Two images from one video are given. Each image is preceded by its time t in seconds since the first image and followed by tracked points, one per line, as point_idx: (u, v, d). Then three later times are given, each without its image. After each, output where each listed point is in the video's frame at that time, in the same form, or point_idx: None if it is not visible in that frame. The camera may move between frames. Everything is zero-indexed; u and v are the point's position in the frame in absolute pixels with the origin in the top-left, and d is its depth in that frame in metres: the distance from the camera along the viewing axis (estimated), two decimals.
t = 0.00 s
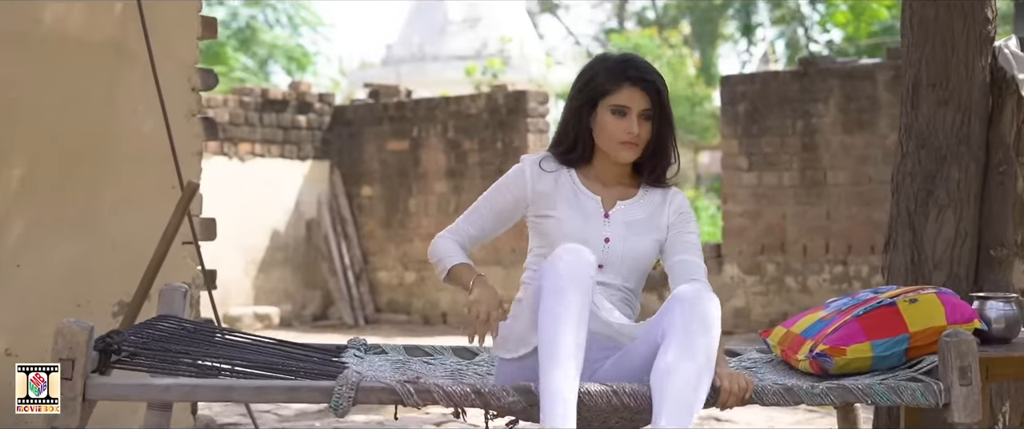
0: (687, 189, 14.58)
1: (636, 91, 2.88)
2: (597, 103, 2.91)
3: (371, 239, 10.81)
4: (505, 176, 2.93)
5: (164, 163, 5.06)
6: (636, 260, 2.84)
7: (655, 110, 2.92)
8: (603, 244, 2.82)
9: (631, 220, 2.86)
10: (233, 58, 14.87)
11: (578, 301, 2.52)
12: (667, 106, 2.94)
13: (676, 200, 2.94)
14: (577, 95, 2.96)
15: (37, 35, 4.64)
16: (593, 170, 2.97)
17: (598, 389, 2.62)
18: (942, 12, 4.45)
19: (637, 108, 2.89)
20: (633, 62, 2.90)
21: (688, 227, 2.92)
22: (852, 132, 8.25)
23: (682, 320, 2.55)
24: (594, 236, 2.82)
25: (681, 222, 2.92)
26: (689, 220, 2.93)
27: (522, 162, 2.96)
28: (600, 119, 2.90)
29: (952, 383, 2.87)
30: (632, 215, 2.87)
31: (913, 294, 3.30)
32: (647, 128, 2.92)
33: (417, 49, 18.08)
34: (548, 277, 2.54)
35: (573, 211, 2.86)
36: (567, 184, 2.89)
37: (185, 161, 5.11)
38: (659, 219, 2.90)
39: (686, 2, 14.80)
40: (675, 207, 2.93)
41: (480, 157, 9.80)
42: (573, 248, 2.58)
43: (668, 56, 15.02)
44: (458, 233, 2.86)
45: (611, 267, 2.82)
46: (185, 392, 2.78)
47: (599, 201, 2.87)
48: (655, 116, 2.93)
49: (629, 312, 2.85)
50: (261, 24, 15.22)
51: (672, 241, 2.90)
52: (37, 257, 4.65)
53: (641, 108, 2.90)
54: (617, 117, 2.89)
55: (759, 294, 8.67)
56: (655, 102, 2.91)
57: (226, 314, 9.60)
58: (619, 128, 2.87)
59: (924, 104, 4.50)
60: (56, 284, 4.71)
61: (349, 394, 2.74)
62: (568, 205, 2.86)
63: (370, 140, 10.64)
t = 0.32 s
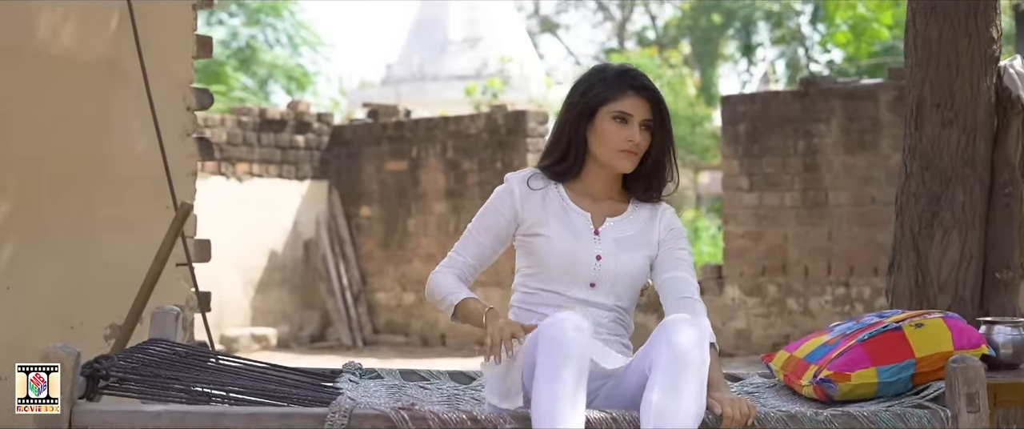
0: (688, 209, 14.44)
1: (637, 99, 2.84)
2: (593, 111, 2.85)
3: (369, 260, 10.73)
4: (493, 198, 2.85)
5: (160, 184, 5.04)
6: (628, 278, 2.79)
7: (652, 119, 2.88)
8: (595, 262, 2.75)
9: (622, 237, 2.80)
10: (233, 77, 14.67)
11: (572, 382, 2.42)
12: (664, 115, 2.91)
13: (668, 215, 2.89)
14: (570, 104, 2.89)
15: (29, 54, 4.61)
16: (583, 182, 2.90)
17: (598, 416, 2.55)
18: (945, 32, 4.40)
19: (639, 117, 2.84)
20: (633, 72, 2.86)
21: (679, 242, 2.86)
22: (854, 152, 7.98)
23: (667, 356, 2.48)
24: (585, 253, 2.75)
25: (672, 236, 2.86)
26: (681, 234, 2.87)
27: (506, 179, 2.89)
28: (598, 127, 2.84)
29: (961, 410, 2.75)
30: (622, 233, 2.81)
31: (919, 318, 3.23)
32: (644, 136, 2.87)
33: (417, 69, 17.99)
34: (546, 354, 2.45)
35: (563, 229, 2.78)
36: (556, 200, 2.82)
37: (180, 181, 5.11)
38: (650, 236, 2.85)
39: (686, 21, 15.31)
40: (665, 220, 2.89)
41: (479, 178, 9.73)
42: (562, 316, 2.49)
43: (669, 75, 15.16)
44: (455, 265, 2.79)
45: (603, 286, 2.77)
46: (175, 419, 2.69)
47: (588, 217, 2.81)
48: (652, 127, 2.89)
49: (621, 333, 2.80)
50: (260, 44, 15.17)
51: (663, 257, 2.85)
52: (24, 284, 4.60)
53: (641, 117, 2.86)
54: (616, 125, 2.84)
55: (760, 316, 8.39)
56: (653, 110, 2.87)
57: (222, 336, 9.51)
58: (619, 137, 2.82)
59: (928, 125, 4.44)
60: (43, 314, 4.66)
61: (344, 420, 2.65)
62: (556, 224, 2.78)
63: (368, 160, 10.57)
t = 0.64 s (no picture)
0: (689, 225, 14.32)
1: (631, 97, 2.81)
2: (586, 112, 2.80)
3: (369, 277, 10.65)
4: (481, 217, 2.77)
5: (149, 202, 5.05)
6: (628, 288, 2.71)
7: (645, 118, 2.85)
8: (590, 274, 2.67)
9: (616, 245, 2.73)
10: (233, 93, 14.73)
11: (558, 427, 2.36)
12: (653, 115, 2.88)
13: (662, 219, 2.83)
14: (561, 107, 2.84)
15: (29, 71, 4.51)
16: (575, 188, 2.83)
17: None
18: (952, 45, 4.31)
19: (633, 114, 2.81)
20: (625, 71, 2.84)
21: (673, 251, 2.79)
22: (857, 169, 7.91)
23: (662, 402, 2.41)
24: (580, 265, 2.67)
25: (667, 244, 2.80)
26: (677, 241, 2.81)
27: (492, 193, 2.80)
28: (592, 126, 2.79)
29: None
30: (615, 242, 2.73)
31: (929, 337, 3.15)
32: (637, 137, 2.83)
33: (417, 85, 17.70)
34: (531, 397, 2.40)
35: (556, 243, 2.70)
36: (546, 211, 2.75)
37: (174, 196, 5.11)
38: (645, 242, 2.77)
39: (686, 38, 15.83)
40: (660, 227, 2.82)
41: (478, 194, 9.64)
42: (546, 358, 2.45)
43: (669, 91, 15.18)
44: (455, 293, 2.70)
45: (600, 298, 2.68)
46: None
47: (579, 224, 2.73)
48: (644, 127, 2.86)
49: (622, 349, 2.72)
50: (260, 60, 15.11)
51: (662, 268, 2.79)
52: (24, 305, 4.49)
53: (636, 116, 2.83)
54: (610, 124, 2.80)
55: (763, 334, 8.27)
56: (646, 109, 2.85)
57: (221, 353, 9.46)
58: (615, 134, 2.77)
59: (935, 140, 4.37)
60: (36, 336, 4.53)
61: None
62: (548, 237, 2.70)
63: (368, 177, 10.51)
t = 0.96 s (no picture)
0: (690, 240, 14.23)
1: (621, 92, 2.73)
2: (574, 112, 2.72)
3: (368, 291, 10.57)
4: (473, 231, 2.68)
5: (142, 213, 4.95)
6: (629, 301, 2.60)
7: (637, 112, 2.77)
8: (587, 290, 2.57)
9: (612, 254, 2.63)
10: (233, 108, 14.63)
11: None
12: (643, 109, 2.79)
13: (664, 217, 2.74)
14: (546, 109, 2.76)
15: (20, 82, 4.44)
16: (568, 192, 2.75)
17: None
18: (960, 56, 4.23)
19: (624, 110, 2.72)
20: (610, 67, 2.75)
21: (678, 254, 2.69)
22: (861, 183, 7.83)
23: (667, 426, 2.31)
24: (575, 282, 2.57)
25: (672, 246, 2.71)
26: (682, 241, 2.71)
27: (482, 204, 2.71)
28: (582, 125, 2.70)
29: None
30: (613, 251, 2.63)
31: (940, 355, 3.06)
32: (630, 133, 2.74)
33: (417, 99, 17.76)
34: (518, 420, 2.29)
35: (549, 258, 2.60)
36: (538, 222, 2.65)
37: (168, 209, 5.02)
38: (645, 248, 2.67)
39: (686, 53, 16.01)
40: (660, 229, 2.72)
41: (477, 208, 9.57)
42: (536, 384, 2.34)
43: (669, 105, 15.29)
44: (450, 314, 2.62)
45: (599, 314, 2.58)
46: None
47: (576, 236, 2.63)
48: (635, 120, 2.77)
49: (628, 364, 2.63)
50: (260, 74, 15.08)
51: (672, 271, 2.70)
52: (12, 317, 4.42)
53: (626, 111, 2.74)
54: (602, 122, 2.71)
55: (766, 349, 8.18)
56: (635, 102, 2.77)
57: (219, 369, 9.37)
58: (607, 132, 2.68)
59: (944, 154, 4.26)
60: (25, 350, 4.47)
61: None
62: (540, 251, 2.61)
63: (367, 190, 10.43)
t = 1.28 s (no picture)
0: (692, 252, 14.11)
1: (612, 92, 2.60)
2: (564, 117, 2.59)
3: (367, 304, 10.46)
4: (465, 245, 2.52)
5: (135, 222, 4.87)
6: (632, 317, 2.44)
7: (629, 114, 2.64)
8: (588, 307, 2.40)
9: (614, 265, 2.47)
10: (233, 119, 14.54)
11: None
12: (635, 110, 2.67)
13: (666, 221, 2.58)
14: (534, 117, 2.63)
15: (12, 87, 4.39)
16: (563, 204, 2.60)
17: None
18: (969, 65, 4.15)
19: (616, 112, 2.59)
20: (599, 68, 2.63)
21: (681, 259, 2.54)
22: (865, 194, 7.75)
23: None
24: (575, 300, 2.41)
25: (676, 253, 2.55)
26: (687, 244, 2.56)
27: (473, 218, 2.55)
28: (572, 129, 2.58)
29: None
30: (613, 261, 2.47)
31: (953, 368, 2.83)
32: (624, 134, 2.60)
33: (418, 111, 17.78)
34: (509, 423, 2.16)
35: (546, 274, 2.45)
36: (534, 237, 2.50)
37: (161, 220, 4.95)
38: (650, 258, 2.52)
39: (688, 64, 16.00)
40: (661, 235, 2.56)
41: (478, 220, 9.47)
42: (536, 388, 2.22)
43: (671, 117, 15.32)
44: (445, 328, 2.42)
45: (602, 331, 2.42)
46: None
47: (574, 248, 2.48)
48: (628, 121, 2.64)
49: (635, 379, 2.45)
50: (260, 86, 14.97)
51: (680, 277, 2.54)
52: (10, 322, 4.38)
53: (618, 112, 2.61)
54: (594, 124, 2.58)
55: (770, 362, 8.07)
56: (626, 103, 2.64)
57: (216, 382, 9.27)
58: (602, 136, 2.55)
59: (953, 163, 4.17)
60: (23, 356, 4.43)
61: None
62: (537, 267, 2.45)
63: (367, 202, 10.34)
